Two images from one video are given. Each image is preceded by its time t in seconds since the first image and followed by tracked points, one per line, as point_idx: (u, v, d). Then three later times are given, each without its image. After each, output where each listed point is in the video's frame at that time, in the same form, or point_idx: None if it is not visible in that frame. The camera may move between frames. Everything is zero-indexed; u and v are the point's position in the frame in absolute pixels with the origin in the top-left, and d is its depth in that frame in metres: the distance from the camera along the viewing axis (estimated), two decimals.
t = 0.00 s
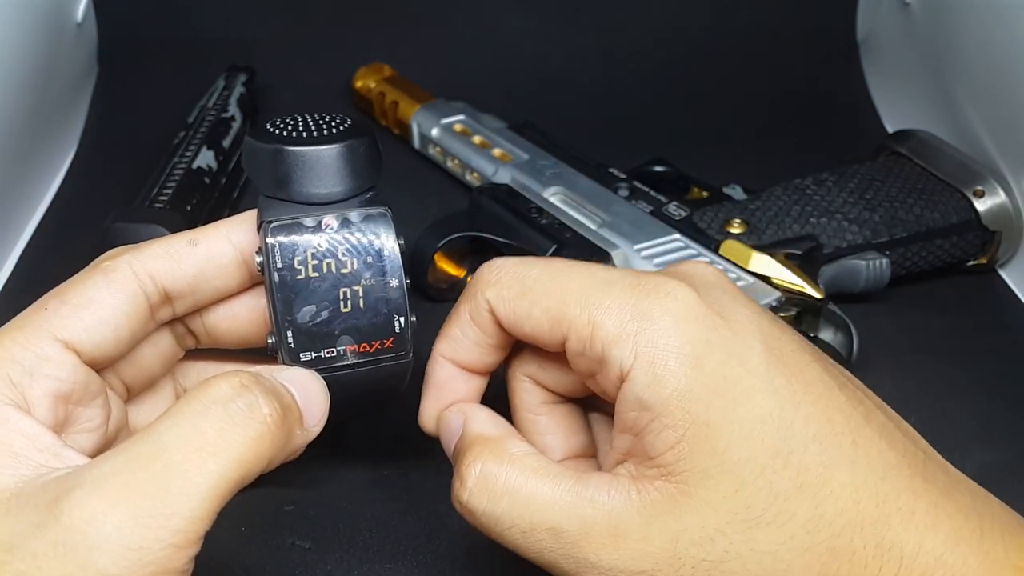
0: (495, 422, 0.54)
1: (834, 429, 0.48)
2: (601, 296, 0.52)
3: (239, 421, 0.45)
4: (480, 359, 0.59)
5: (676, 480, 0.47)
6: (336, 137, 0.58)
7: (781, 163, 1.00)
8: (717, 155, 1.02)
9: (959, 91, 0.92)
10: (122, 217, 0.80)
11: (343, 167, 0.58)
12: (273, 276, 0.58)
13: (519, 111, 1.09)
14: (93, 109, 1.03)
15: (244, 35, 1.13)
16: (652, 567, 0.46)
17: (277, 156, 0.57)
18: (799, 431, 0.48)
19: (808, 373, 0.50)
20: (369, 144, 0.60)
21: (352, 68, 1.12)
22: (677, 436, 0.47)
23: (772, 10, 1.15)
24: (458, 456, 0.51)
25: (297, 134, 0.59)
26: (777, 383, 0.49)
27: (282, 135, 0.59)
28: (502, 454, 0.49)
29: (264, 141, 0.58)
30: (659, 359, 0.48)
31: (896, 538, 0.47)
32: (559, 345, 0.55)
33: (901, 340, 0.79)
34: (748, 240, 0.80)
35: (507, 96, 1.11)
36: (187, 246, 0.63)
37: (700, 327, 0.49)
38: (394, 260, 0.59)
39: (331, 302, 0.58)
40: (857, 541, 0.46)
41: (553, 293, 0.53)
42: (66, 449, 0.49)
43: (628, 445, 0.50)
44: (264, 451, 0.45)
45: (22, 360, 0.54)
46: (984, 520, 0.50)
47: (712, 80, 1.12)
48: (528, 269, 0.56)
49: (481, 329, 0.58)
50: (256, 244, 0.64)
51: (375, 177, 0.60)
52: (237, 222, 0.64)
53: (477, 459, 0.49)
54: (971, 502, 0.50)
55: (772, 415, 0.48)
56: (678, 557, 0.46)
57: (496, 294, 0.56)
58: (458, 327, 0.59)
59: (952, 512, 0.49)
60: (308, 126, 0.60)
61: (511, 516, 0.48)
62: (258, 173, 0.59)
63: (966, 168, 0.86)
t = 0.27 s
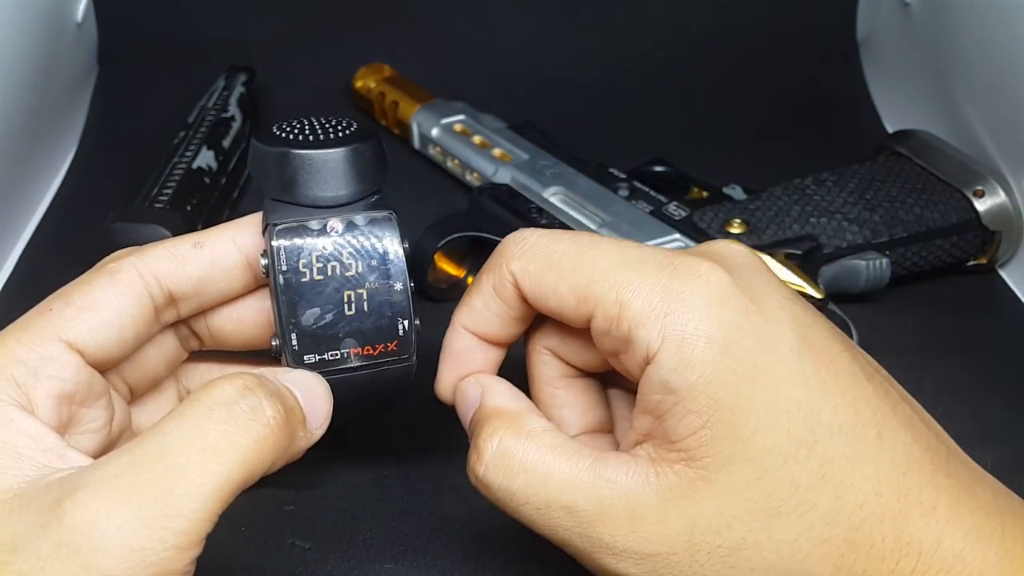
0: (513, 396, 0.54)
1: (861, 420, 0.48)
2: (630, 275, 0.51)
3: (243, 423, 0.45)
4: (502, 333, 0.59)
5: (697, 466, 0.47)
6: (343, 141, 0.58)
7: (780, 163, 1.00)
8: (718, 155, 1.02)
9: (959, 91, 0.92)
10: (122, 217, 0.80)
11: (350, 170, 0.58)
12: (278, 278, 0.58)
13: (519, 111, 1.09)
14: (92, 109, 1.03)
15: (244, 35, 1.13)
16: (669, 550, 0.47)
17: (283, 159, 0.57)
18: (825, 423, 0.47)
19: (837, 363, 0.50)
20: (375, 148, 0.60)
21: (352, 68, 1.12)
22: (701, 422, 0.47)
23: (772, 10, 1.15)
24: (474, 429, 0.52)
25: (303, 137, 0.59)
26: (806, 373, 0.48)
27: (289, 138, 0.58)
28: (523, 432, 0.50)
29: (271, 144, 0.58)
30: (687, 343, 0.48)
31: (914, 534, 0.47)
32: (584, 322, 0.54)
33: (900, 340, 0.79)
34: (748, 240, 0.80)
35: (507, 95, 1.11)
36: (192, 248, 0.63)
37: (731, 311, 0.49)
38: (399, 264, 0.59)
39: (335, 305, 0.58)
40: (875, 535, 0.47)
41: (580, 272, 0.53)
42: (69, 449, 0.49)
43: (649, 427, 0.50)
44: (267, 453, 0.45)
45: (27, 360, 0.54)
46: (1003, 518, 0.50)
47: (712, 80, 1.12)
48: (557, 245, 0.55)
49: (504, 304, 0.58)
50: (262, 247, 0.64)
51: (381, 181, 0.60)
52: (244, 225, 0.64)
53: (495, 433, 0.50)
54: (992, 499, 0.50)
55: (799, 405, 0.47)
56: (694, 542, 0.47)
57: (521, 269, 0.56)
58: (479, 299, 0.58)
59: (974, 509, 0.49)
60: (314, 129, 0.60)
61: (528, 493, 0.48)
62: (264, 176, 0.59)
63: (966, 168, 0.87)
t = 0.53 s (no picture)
0: (534, 357, 0.53)
1: (895, 413, 0.49)
2: (671, 248, 0.50)
3: (236, 420, 0.44)
4: (524, 290, 0.59)
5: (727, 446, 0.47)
6: (335, 136, 0.58)
7: (781, 163, 1.00)
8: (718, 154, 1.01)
9: (959, 91, 0.92)
10: (121, 216, 0.80)
11: (342, 165, 0.58)
12: (272, 275, 0.58)
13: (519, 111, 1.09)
14: (92, 109, 1.03)
15: (245, 35, 1.13)
16: (691, 529, 0.47)
17: (275, 155, 0.57)
18: (858, 414, 0.48)
19: (877, 353, 0.50)
20: (368, 143, 0.60)
21: (352, 68, 1.12)
22: (733, 402, 0.47)
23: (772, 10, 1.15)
24: (492, 389, 0.51)
25: (296, 133, 0.59)
26: (845, 359, 0.48)
27: (281, 134, 0.59)
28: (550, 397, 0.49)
29: (263, 140, 0.58)
30: (727, 321, 0.47)
31: (937, 528, 0.48)
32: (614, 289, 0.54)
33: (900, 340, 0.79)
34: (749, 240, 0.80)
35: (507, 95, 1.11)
36: (185, 246, 0.63)
37: (772, 291, 0.48)
38: (393, 259, 0.59)
39: (330, 300, 0.58)
40: (898, 530, 0.47)
41: (619, 242, 0.52)
42: (64, 448, 0.49)
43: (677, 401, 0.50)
44: (262, 450, 0.45)
45: (20, 359, 0.54)
46: None
47: (712, 80, 1.12)
48: (595, 208, 0.54)
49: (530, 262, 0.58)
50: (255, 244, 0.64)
51: (373, 176, 0.60)
52: (236, 221, 0.64)
53: (516, 395, 0.49)
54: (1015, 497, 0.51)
55: (837, 392, 0.48)
56: (714, 521, 0.47)
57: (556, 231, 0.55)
58: (507, 257, 0.58)
59: (998, 506, 0.50)
60: (307, 125, 0.61)
61: (548, 460, 0.48)
62: (257, 172, 0.59)
63: (966, 168, 0.86)
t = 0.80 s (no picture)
0: (621, 246, 0.56)
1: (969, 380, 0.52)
2: (793, 168, 0.51)
3: (238, 420, 0.44)
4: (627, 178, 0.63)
5: (794, 368, 0.50)
6: (336, 138, 0.58)
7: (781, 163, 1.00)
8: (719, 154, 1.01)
9: (959, 91, 0.92)
10: (122, 216, 0.80)
11: (343, 167, 0.58)
12: (272, 275, 0.58)
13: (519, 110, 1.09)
14: (92, 109, 1.03)
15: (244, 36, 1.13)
16: (740, 439, 0.51)
17: (276, 156, 0.57)
18: (932, 372, 0.51)
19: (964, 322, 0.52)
20: (369, 144, 0.60)
21: (352, 68, 1.12)
22: (807, 329, 0.50)
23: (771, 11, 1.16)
24: (575, 272, 0.55)
25: (296, 134, 0.59)
26: (930, 314, 0.51)
27: (281, 135, 0.59)
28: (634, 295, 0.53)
29: (264, 141, 0.58)
30: (823, 249, 0.50)
31: (980, 499, 0.52)
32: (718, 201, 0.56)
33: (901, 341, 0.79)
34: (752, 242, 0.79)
35: (507, 95, 1.11)
36: (186, 246, 0.63)
37: (878, 230, 0.50)
38: (393, 259, 0.59)
39: (330, 301, 0.58)
40: (942, 490, 0.51)
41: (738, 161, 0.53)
42: (65, 449, 0.49)
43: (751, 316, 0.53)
44: (263, 450, 0.45)
45: (20, 359, 0.54)
46: None
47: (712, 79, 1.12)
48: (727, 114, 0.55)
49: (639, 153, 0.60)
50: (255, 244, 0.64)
51: (374, 177, 0.60)
52: (237, 222, 0.64)
53: (596, 280, 0.53)
54: None
55: (918, 347, 0.50)
56: (759, 434, 0.51)
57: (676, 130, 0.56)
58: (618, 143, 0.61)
59: None
60: (308, 126, 0.61)
61: (614, 346, 0.52)
62: (257, 173, 0.59)
63: (965, 168, 0.86)
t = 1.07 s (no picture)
0: (684, 224, 0.62)
1: (992, 356, 0.53)
2: (829, 142, 0.56)
3: (235, 418, 0.45)
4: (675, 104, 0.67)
5: (816, 329, 0.54)
6: (331, 135, 0.58)
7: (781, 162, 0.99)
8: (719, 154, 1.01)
9: (959, 90, 0.91)
10: (122, 216, 0.80)
11: (339, 164, 0.58)
12: (269, 274, 0.58)
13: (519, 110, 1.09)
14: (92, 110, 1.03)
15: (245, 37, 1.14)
16: (763, 393, 0.55)
17: (272, 153, 0.57)
18: (952, 343, 0.53)
19: (987, 301, 0.54)
20: (364, 142, 0.60)
21: (351, 68, 1.12)
22: (825, 296, 0.54)
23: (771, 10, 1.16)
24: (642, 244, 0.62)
25: (293, 132, 0.59)
26: (954, 289, 0.53)
27: (278, 133, 0.59)
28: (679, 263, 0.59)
29: (259, 138, 0.58)
30: (847, 218, 0.54)
31: (1002, 470, 0.52)
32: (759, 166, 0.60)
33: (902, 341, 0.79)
34: (749, 240, 0.79)
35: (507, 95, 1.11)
36: (182, 245, 0.64)
37: (902, 206, 0.54)
38: (390, 257, 0.59)
39: (327, 299, 0.58)
40: (961, 459, 0.52)
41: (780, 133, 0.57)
42: (62, 448, 0.49)
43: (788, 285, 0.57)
44: (260, 449, 0.45)
45: (17, 359, 0.54)
46: None
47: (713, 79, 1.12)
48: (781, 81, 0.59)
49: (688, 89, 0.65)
50: (251, 243, 0.65)
51: (369, 175, 0.60)
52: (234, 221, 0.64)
53: (654, 251, 0.60)
54: None
55: (939, 318, 0.53)
56: (779, 389, 0.54)
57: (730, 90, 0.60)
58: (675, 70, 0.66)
59: None
60: (304, 124, 0.61)
61: (659, 305, 0.58)
62: (253, 171, 0.59)
63: (966, 168, 0.86)
